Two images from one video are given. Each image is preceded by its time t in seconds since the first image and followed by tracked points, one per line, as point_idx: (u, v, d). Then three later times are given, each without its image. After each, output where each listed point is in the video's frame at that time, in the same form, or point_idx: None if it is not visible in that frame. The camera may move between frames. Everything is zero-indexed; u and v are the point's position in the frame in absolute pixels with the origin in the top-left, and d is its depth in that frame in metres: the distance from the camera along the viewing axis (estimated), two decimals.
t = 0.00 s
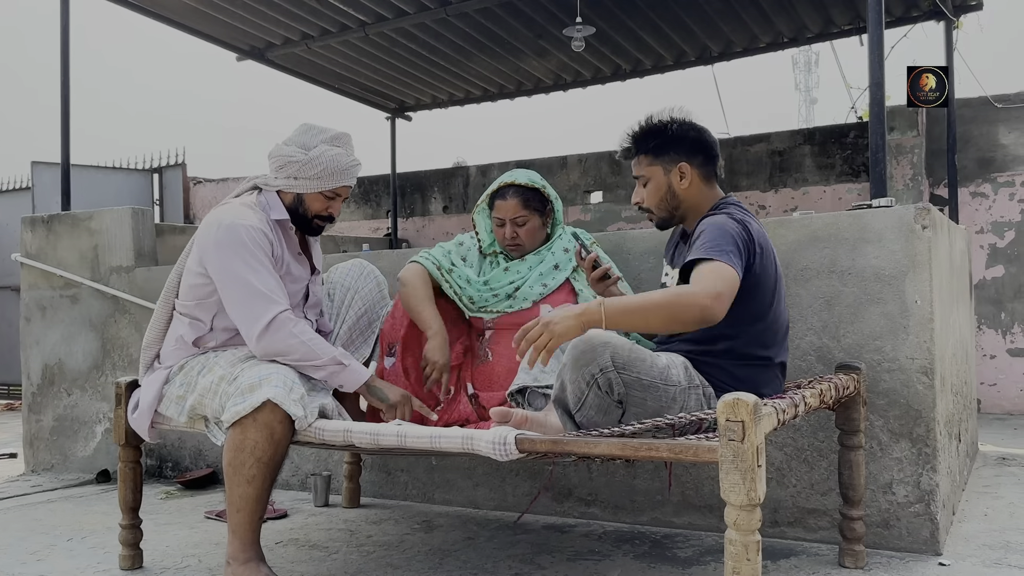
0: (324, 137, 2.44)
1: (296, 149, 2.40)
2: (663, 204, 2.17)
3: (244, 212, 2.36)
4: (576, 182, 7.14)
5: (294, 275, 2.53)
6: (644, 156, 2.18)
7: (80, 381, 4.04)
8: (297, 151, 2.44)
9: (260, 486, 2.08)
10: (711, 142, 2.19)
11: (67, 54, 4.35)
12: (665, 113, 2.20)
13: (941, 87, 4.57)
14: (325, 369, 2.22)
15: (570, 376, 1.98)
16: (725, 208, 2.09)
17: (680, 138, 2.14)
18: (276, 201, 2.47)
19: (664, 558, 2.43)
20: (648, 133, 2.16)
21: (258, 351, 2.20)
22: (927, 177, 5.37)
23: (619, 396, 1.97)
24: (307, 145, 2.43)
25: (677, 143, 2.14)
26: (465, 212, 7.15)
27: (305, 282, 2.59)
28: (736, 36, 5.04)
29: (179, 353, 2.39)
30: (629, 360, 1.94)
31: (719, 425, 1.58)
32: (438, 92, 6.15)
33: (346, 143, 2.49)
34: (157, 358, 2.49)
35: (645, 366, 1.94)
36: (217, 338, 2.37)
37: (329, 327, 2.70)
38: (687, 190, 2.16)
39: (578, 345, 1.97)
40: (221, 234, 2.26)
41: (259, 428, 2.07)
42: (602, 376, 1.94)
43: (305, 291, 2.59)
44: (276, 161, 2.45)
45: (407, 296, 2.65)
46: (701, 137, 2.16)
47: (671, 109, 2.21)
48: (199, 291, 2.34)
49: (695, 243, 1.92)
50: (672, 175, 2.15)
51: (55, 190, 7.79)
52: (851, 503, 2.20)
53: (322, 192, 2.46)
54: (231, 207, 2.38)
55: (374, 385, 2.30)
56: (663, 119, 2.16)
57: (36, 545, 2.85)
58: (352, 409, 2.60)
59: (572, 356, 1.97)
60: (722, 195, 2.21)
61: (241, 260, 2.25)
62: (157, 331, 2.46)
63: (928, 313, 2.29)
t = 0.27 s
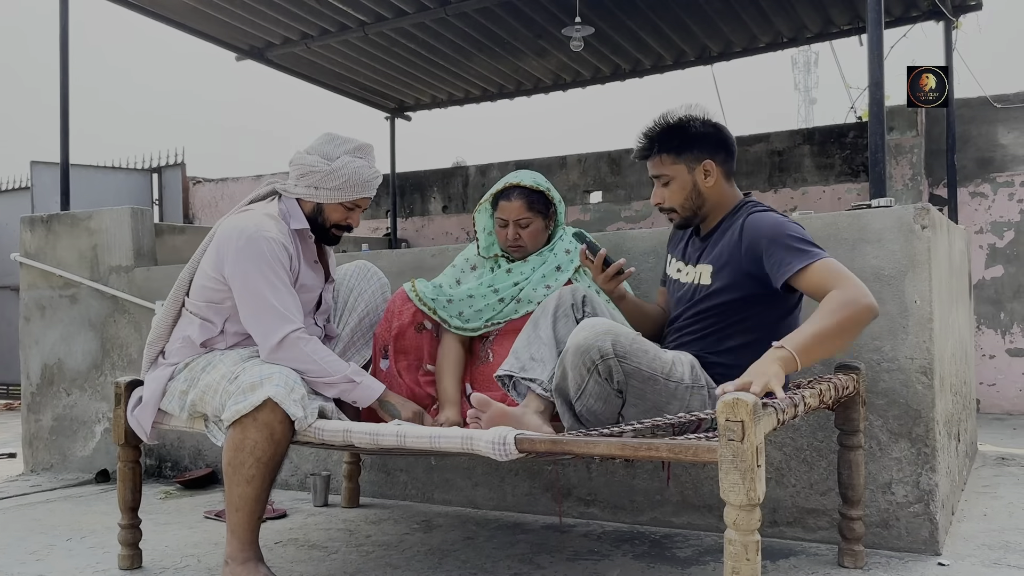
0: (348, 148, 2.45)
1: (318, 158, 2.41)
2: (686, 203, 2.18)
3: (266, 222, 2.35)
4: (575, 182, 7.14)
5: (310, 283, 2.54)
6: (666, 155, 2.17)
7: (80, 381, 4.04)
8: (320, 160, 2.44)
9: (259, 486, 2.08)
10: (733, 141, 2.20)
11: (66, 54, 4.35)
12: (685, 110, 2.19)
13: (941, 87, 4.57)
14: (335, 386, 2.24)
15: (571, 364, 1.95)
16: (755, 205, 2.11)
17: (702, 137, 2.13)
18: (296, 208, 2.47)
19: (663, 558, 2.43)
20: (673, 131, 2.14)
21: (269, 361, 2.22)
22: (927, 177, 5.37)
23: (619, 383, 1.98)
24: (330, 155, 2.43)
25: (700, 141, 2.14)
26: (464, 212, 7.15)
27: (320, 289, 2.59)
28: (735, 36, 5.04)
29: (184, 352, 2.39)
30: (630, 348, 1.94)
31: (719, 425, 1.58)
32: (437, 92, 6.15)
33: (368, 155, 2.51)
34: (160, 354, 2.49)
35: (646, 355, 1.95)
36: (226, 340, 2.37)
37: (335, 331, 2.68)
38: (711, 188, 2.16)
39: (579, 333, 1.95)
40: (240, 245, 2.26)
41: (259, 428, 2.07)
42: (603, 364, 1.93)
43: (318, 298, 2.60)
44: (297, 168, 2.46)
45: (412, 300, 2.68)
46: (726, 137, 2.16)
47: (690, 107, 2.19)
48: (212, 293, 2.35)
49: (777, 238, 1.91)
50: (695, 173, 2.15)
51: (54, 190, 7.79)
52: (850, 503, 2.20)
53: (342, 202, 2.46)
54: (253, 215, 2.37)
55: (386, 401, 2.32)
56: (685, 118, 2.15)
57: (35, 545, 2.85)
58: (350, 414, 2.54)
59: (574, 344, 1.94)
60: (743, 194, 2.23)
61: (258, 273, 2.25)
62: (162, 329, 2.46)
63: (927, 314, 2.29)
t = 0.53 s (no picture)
0: (353, 150, 2.46)
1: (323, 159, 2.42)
2: (710, 195, 2.11)
3: (271, 221, 2.36)
4: (574, 182, 7.14)
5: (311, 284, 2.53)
6: (697, 142, 2.10)
7: (79, 381, 4.03)
8: (325, 161, 2.45)
9: (258, 487, 2.08)
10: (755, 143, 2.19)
11: (65, 53, 4.35)
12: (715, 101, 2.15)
13: (941, 87, 4.57)
14: (335, 387, 2.24)
15: (580, 350, 1.95)
16: (780, 208, 2.08)
17: (735, 129, 2.10)
18: (299, 209, 2.47)
19: (662, 558, 2.43)
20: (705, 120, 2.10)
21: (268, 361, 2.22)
22: (926, 177, 5.37)
23: (625, 374, 1.97)
24: (335, 156, 2.44)
25: (731, 133, 2.10)
26: (464, 212, 7.15)
27: (322, 291, 2.59)
28: (735, 36, 5.04)
29: (184, 352, 2.39)
30: (641, 338, 1.93)
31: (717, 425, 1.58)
32: (437, 92, 6.15)
33: (373, 157, 2.52)
34: (160, 353, 2.48)
35: (654, 348, 1.95)
36: (227, 340, 2.37)
37: (336, 332, 2.67)
38: (736, 182, 2.11)
39: (592, 320, 1.94)
40: (245, 244, 2.27)
41: (258, 428, 2.07)
42: (612, 353, 1.93)
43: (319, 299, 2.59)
44: (302, 169, 2.46)
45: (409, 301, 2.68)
46: (751, 136, 2.14)
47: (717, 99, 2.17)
48: (214, 293, 2.35)
49: (823, 251, 1.86)
50: (722, 166, 2.10)
51: (53, 189, 7.78)
52: (849, 503, 2.20)
53: (347, 204, 2.47)
54: (258, 215, 2.37)
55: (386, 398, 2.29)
56: (718, 107, 2.11)
57: (33, 544, 2.85)
58: (349, 413, 2.54)
59: (584, 330, 1.94)
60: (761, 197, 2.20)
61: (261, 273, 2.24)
62: (163, 329, 2.45)
63: (926, 314, 2.29)
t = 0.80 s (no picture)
0: (347, 147, 2.44)
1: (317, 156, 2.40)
2: (716, 192, 2.09)
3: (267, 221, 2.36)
4: (574, 182, 7.13)
5: (310, 284, 2.53)
6: (703, 138, 2.08)
7: (78, 381, 4.03)
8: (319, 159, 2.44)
9: (257, 487, 2.08)
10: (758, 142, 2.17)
11: (65, 53, 4.35)
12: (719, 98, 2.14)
13: (940, 87, 4.57)
14: (342, 383, 2.26)
15: (622, 338, 1.90)
16: (787, 208, 2.06)
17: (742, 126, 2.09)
18: (295, 209, 2.47)
19: (662, 558, 2.43)
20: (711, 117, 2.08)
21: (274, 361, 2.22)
22: (926, 178, 5.37)
23: (660, 373, 1.93)
24: (329, 154, 2.43)
25: (736, 130, 2.09)
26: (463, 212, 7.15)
27: (320, 290, 2.58)
28: (735, 37, 5.04)
29: (182, 352, 2.39)
30: (690, 337, 1.90)
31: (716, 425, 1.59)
32: (436, 92, 6.15)
33: (367, 153, 2.50)
34: (158, 353, 2.48)
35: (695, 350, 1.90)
36: (224, 340, 2.38)
37: (334, 330, 2.67)
38: (741, 179, 2.09)
39: (645, 308, 1.90)
40: (242, 245, 2.27)
41: (257, 428, 2.07)
42: (654, 347, 1.89)
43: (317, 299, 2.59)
44: (297, 168, 2.45)
45: (404, 303, 2.69)
46: (756, 135, 2.13)
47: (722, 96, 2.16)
48: (212, 294, 2.35)
49: (830, 250, 1.84)
50: (728, 162, 2.09)
51: (53, 189, 7.78)
52: (849, 503, 2.20)
53: (342, 201, 2.46)
54: (255, 216, 2.37)
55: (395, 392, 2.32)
56: (724, 103, 2.10)
57: (33, 545, 2.85)
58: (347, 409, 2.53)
59: (635, 317, 1.89)
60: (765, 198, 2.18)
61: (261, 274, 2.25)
62: (161, 329, 2.45)
63: (926, 314, 2.30)
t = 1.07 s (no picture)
0: (343, 143, 2.46)
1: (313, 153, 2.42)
2: (720, 202, 2.06)
3: (261, 213, 2.36)
4: (574, 182, 7.13)
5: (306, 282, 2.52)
6: (705, 147, 2.06)
7: (78, 381, 4.03)
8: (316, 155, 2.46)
9: (257, 487, 2.08)
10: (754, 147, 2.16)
11: (64, 53, 4.34)
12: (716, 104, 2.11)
13: (941, 87, 4.57)
14: (317, 361, 2.23)
15: (656, 333, 1.78)
16: (785, 213, 2.06)
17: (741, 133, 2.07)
18: (293, 206, 2.47)
19: (662, 558, 2.43)
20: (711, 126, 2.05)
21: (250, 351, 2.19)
22: (925, 178, 5.37)
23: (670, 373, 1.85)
24: (325, 150, 2.45)
25: (738, 139, 2.07)
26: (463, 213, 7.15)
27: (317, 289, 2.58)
28: (734, 37, 5.04)
29: (181, 353, 2.40)
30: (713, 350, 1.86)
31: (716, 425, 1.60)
32: (436, 92, 6.15)
33: (363, 149, 2.52)
34: (158, 354, 2.48)
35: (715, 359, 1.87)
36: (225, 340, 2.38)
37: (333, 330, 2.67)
38: (743, 188, 2.08)
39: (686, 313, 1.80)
40: (238, 237, 2.26)
41: (258, 428, 2.07)
42: (683, 350, 1.81)
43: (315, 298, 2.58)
44: (293, 165, 2.47)
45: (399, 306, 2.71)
46: (754, 142, 2.11)
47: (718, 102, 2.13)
48: (211, 293, 2.36)
49: (830, 255, 1.84)
50: (730, 171, 2.06)
51: (52, 191, 7.78)
52: (848, 503, 2.20)
53: (339, 198, 2.48)
54: (250, 211, 2.36)
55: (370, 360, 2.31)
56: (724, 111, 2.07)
57: (33, 545, 2.85)
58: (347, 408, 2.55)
59: (678, 317, 1.78)
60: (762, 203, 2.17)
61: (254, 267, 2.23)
62: (160, 330, 2.46)
63: (925, 314, 2.30)
